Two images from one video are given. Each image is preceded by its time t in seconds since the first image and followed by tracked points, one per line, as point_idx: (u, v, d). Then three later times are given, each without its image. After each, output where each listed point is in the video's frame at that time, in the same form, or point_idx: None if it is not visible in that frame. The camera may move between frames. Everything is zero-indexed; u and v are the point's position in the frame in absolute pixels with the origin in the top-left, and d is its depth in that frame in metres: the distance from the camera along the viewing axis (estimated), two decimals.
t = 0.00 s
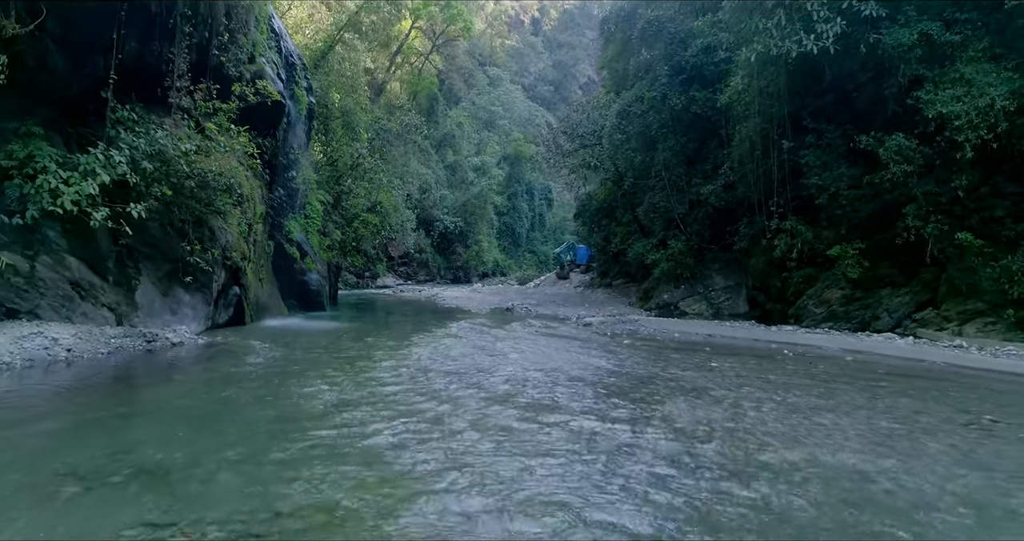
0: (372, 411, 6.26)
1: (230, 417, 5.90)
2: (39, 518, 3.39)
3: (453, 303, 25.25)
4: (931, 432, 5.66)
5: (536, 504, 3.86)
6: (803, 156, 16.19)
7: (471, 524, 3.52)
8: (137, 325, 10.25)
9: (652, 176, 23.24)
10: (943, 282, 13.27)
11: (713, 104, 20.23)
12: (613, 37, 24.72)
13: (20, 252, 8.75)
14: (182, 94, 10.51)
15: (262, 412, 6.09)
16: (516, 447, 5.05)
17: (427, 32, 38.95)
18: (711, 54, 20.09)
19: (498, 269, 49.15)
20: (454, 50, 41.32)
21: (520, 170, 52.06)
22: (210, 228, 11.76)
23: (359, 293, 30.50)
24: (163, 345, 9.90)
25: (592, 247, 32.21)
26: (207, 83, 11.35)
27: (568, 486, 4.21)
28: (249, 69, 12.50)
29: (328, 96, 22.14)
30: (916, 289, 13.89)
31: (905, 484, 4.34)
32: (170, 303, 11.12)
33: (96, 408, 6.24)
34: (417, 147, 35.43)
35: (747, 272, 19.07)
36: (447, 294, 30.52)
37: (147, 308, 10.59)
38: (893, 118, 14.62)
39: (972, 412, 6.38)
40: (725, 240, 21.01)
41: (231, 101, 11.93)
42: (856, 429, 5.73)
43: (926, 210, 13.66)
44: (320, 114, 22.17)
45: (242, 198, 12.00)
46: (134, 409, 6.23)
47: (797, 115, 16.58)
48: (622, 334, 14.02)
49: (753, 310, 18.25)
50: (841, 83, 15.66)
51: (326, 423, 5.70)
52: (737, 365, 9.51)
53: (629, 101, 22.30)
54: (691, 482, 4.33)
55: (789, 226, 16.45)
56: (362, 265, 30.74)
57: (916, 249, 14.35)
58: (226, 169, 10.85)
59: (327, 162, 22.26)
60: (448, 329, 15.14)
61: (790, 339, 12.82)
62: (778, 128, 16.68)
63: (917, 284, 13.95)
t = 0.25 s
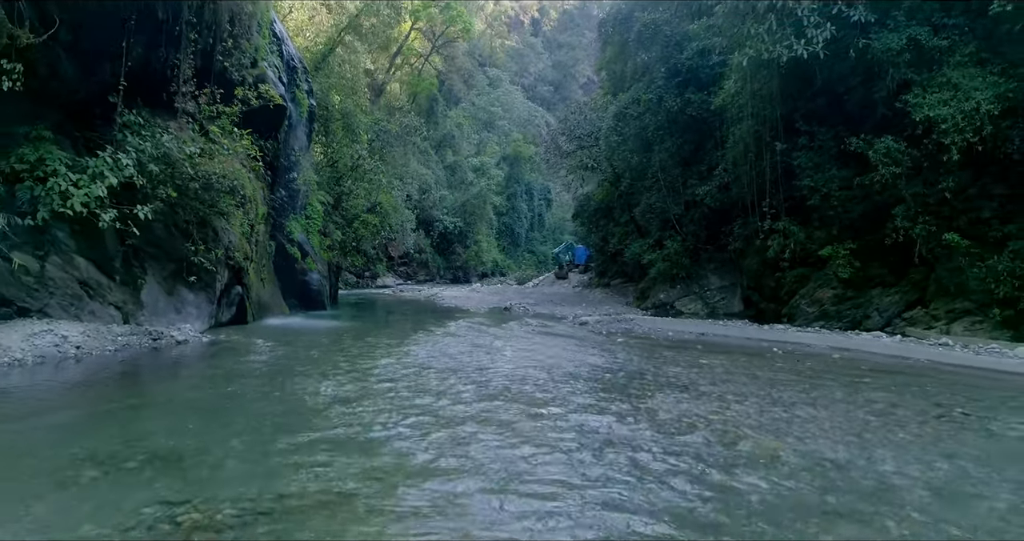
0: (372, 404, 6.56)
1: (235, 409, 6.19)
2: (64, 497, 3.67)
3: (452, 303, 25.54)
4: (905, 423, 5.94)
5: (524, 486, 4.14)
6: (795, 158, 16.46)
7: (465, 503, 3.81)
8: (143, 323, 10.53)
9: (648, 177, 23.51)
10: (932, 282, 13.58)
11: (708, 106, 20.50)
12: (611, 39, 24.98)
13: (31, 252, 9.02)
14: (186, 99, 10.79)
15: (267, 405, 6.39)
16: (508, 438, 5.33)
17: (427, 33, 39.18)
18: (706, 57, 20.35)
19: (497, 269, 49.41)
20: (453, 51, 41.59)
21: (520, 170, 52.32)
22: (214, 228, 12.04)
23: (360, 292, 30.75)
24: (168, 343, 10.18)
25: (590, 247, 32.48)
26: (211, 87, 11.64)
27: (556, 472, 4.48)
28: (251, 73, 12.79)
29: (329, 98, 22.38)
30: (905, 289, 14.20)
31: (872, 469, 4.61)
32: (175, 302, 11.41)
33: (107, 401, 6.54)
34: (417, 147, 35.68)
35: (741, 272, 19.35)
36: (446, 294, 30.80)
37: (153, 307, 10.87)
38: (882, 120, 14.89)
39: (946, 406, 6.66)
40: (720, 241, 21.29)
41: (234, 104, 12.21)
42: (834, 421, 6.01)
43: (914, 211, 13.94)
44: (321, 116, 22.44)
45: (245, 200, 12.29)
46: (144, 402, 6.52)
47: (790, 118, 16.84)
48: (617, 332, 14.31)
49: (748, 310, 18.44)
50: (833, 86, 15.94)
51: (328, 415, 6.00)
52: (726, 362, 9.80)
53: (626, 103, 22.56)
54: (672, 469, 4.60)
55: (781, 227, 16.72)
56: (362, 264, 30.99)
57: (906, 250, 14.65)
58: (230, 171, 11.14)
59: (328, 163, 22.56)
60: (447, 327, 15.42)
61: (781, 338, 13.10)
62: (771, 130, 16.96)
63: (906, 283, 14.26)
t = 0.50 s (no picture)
0: (371, 399, 6.84)
1: (240, 404, 6.47)
2: (84, 481, 3.94)
3: (451, 302, 25.80)
4: (880, 417, 6.21)
5: (513, 473, 4.41)
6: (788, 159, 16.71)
7: (457, 487, 4.08)
8: (148, 322, 10.80)
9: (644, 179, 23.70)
10: (921, 281, 13.96)
11: (704, 108, 20.76)
12: (608, 42, 25.21)
13: (40, 252, 9.28)
14: (191, 103, 11.06)
15: (270, 400, 6.67)
16: (501, 430, 5.60)
17: (426, 34, 39.39)
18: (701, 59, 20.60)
19: (497, 269, 49.67)
20: (452, 52, 41.81)
21: (519, 170, 52.52)
22: (217, 229, 12.31)
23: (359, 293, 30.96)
24: (173, 341, 10.45)
25: (588, 247, 32.73)
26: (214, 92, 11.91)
27: (544, 461, 4.75)
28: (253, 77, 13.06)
29: (328, 100, 22.62)
30: (896, 288, 14.59)
31: (843, 458, 4.89)
32: (179, 301, 11.68)
33: (117, 397, 6.81)
34: (416, 148, 35.88)
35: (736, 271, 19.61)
36: (445, 294, 31.05)
37: (157, 306, 11.14)
38: (873, 123, 15.15)
39: (922, 401, 6.93)
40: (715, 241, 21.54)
41: (236, 108, 12.49)
42: (813, 415, 6.27)
43: (904, 212, 14.19)
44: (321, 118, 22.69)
45: (247, 201, 12.56)
46: (152, 398, 6.79)
47: (782, 120, 17.10)
48: (613, 331, 14.58)
49: (743, 309, 18.60)
50: (825, 89, 16.19)
51: (329, 409, 6.28)
52: (716, 359, 10.08)
53: (622, 106, 22.67)
54: (654, 458, 4.87)
55: (775, 227, 16.97)
56: (361, 265, 31.21)
57: (896, 250, 14.98)
58: (233, 174, 11.42)
59: (328, 164, 22.81)
60: (445, 326, 15.71)
61: (772, 336, 13.36)
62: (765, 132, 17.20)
63: (897, 283, 14.64)
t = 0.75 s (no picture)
0: (370, 395, 7.11)
1: (244, 399, 6.74)
2: (102, 468, 4.22)
3: (450, 302, 26.06)
4: (858, 412, 6.49)
5: (504, 463, 4.69)
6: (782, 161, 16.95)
7: (451, 475, 4.35)
8: (153, 321, 11.06)
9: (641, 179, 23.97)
10: (911, 282, 14.24)
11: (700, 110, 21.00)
12: (606, 44, 25.43)
13: (49, 254, 9.54)
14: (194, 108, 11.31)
15: (274, 397, 6.94)
16: (494, 424, 5.87)
17: (426, 36, 39.59)
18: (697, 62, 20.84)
19: (496, 269, 49.92)
20: (451, 54, 42.04)
21: (518, 171, 52.75)
22: (220, 231, 12.57)
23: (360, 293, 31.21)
24: (177, 340, 10.72)
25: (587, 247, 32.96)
26: (218, 96, 12.18)
27: (534, 452, 5.03)
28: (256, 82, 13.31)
29: (329, 103, 22.87)
30: (887, 288, 14.87)
31: (817, 449, 5.16)
32: (183, 301, 11.96)
33: (125, 394, 7.07)
34: (416, 149, 36.09)
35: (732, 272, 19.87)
36: (445, 294, 31.30)
37: (162, 306, 11.41)
38: (864, 126, 15.39)
39: (901, 397, 7.21)
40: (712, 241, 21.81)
41: (239, 112, 12.75)
42: (793, 411, 6.55)
43: (894, 213, 14.46)
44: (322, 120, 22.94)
45: (249, 204, 12.82)
46: (159, 394, 7.06)
47: (776, 122, 17.35)
48: (608, 331, 14.85)
49: (738, 309, 18.85)
50: (818, 92, 16.43)
51: (330, 404, 6.55)
52: (707, 358, 10.35)
53: (618, 108, 22.72)
54: (638, 450, 5.14)
55: (769, 228, 17.23)
56: (362, 265, 31.43)
57: (888, 250, 15.24)
58: (236, 177, 11.67)
59: (329, 166, 23.08)
60: (444, 326, 15.98)
61: (764, 336, 13.62)
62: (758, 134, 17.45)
63: (888, 283, 14.92)
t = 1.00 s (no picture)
0: (370, 392, 7.40)
1: (248, 396, 7.02)
2: (116, 460, 4.48)
3: (449, 302, 26.34)
4: (839, 408, 6.74)
5: (497, 455, 4.95)
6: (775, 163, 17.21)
7: (445, 466, 4.61)
8: (157, 321, 11.33)
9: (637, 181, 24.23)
10: (902, 282, 14.48)
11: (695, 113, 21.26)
12: (603, 47, 25.69)
13: (58, 256, 9.80)
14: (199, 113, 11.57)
15: (276, 394, 7.22)
16: (488, 420, 6.14)
17: (426, 37, 39.82)
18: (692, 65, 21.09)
19: (495, 269, 50.17)
20: (451, 55, 42.27)
21: (517, 171, 52.99)
22: (222, 233, 12.83)
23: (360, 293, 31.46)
24: (181, 340, 10.98)
25: (585, 248, 33.22)
26: (221, 101, 12.43)
27: (526, 446, 5.28)
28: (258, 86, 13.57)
29: (329, 105, 23.13)
30: (879, 289, 15.13)
31: (795, 443, 5.41)
32: (187, 302, 12.22)
33: (133, 391, 7.34)
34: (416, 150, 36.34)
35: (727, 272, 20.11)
36: (444, 294, 31.55)
37: (166, 306, 11.68)
38: (856, 130, 15.63)
39: (882, 395, 7.46)
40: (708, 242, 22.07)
41: (241, 116, 13.00)
42: (777, 407, 6.81)
43: (884, 215, 14.74)
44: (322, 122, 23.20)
45: (251, 206, 13.06)
46: (165, 391, 7.33)
47: (770, 125, 17.59)
48: (603, 330, 15.11)
49: (733, 309, 19.10)
50: (811, 96, 16.68)
51: (331, 401, 6.83)
52: (698, 357, 10.63)
53: (616, 110, 22.83)
54: (625, 444, 5.40)
55: (763, 230, 17.47)
56: (362, 265, 31.69)
57: (879, 252, 15.50)
58: (239, 181, 11.93)
59: (329, 168, 23.35)
60: (443, 326, 16.25)
61: (756, 335, 13.89)
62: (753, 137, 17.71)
63: (880, 284, 15.18)
